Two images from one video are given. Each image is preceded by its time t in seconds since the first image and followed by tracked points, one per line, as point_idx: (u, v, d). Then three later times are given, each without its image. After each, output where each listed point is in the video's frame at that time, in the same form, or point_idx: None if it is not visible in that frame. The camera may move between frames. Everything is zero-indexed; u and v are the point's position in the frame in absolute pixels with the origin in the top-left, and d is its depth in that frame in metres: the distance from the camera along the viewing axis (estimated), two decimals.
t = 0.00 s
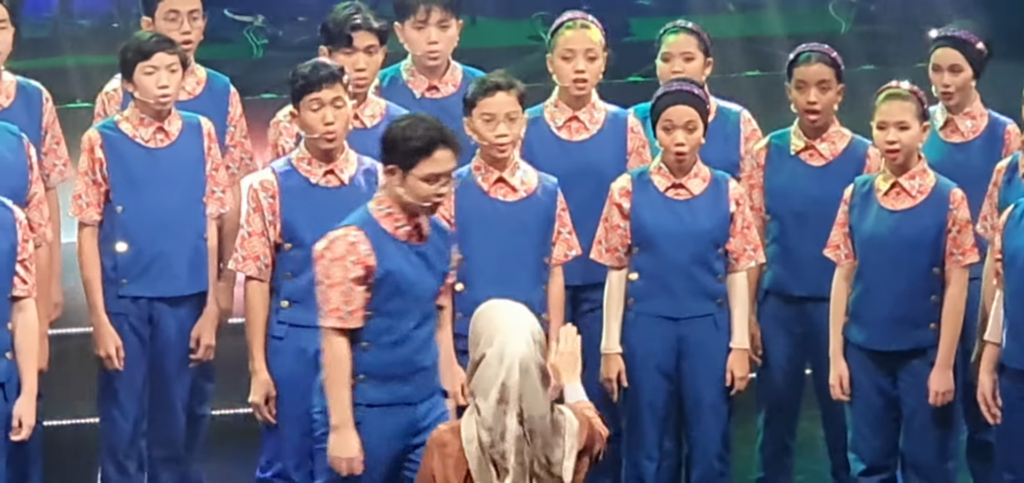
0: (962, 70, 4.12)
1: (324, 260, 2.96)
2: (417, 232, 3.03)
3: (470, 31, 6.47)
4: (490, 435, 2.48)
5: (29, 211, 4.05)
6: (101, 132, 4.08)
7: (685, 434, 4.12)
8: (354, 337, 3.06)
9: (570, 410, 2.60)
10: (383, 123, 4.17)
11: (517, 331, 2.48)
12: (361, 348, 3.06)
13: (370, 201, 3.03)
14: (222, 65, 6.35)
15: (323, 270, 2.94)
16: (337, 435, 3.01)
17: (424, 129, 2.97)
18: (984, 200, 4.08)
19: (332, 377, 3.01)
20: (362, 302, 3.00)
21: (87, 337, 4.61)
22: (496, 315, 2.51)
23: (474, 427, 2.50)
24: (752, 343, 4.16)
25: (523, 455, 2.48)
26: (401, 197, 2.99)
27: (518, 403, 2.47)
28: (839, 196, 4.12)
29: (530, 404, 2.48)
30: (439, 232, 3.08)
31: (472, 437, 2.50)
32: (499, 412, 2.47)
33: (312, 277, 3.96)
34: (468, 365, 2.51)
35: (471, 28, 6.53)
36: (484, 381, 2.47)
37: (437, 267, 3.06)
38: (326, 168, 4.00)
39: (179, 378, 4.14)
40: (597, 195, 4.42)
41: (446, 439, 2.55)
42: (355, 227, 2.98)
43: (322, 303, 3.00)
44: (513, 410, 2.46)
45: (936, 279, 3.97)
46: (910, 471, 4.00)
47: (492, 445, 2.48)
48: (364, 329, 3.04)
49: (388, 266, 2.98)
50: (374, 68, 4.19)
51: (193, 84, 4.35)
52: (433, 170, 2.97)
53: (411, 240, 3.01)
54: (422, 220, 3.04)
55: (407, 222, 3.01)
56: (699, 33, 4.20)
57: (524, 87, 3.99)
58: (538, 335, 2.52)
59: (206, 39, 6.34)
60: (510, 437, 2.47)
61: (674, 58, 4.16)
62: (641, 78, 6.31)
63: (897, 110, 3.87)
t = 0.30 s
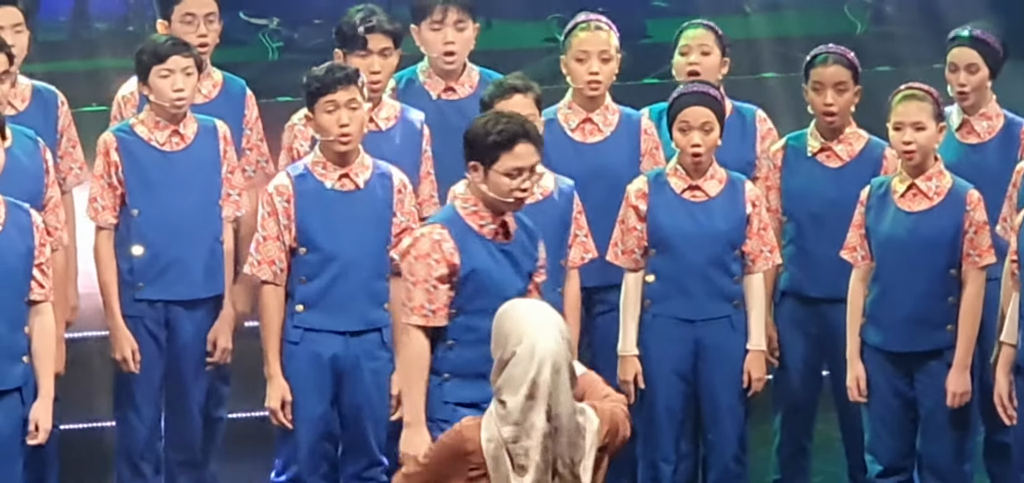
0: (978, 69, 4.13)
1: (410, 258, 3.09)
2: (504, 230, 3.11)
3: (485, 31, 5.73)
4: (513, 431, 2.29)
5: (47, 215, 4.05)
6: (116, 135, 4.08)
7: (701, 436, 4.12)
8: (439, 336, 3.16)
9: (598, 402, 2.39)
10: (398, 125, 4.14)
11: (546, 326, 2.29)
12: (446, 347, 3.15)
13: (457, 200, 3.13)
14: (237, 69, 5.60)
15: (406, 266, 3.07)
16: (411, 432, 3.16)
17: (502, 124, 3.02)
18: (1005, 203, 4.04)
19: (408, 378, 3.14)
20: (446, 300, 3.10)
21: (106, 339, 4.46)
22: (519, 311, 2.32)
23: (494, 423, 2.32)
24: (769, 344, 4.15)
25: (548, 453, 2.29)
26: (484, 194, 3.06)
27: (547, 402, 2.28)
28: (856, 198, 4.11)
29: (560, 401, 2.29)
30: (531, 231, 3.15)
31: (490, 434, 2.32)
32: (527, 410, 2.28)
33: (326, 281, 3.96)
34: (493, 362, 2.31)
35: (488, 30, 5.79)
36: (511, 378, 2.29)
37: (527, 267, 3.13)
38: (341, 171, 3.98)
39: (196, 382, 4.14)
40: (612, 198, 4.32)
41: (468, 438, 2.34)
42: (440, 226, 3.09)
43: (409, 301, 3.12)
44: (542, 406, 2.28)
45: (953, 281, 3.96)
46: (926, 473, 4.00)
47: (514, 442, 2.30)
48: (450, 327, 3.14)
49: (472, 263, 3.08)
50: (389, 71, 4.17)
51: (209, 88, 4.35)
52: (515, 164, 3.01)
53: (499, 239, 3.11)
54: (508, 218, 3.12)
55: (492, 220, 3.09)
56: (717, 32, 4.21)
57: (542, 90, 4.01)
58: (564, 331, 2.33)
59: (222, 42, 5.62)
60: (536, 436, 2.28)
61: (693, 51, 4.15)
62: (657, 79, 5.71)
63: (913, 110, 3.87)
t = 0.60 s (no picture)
0: (996, 79, 4.14)
1: (465, 274, 3.30)
2: (560, 244, 3.32)
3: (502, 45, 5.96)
4: (568, 435, 2.40)
5: (64, 229, 4.07)
6: (134, 150, 4.09)
7: (720, 448, 4.12)
8: (497, 353, 3.34)
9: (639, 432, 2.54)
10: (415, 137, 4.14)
11: (607, 338, 2.41)
12: (502, 362, 3.33)
13: (512, 216, 3.33)
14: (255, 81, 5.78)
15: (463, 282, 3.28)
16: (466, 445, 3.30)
17: (541, 134, 3.21)
18: None
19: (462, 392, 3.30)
20: (498, 316, 3.29)
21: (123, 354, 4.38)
22: (577, 321, 2.43)
23: (549, 427, 2.43)
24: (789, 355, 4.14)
25: (602, 461, 2.39)
26: (533, 206, 3.26)
27: (607, 410, 2.39)
28: (873, 207, 4.12)
29: (619, 411, 2.39)
30: (584, 245, 3.34)
31: (543, 438, 2.44)
32: (585, 415, 2.39)
33: (344, 294, 3.96)
34: (552, 367, 2.42)
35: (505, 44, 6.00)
36: (572, 384, 2.40)
37: (583, 281, 3.32)
38: (359, 183, 3.98)
39: (216, 397, 4.15)
40: (629, 210, 4.27)
41: (502, 441, 2.52)
42: (494, 242, 3.30)
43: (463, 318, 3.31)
44: (601, 413, 2.39)
45: (972, 291, 3.96)
46: None
47: (569, 445, 2.41)
48: (504, 343, 3.32)
49: (526, 278, 3.28)
50: (405, 84, 4.14)
51: (227, 100, 4.35)
52: (556, 170, 3.20)
53: (554, 253, 3.31)
54: (563, 232, 3.32)
55: (547, 234, 3.30)
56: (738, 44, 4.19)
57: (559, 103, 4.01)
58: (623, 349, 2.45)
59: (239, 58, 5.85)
60: (593, 441, 2.39)
61: (712, 67, 4.13)
62: (675, 91, 5.83)
63: (931, 120, 3.87)
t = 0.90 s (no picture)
0: (1008, 90, 4.15)
1: (498, 298, 3.33)
2: (593, 262, 3.34)
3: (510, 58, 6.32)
4: (599, 437, 2.42)
5: (73, 236, 4.07)
6: (145, 159, 4.09)
7: (730, 457, 4.11)
8: (537, 376, 3.36)
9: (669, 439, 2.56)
10: (426, 146, 4.15)
11: (640, 342, 2.44)
12: (543, 385, 3.35)
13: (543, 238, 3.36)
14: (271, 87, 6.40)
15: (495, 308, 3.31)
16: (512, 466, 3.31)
17: (567, 153, 3.22)
18: None
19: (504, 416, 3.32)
20: (532, 340, 3.32)
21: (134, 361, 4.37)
22: (611, 324, 2.46)
23: (580, 428, 2.44)
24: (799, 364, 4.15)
25: (632, 464, 2.41)
26: (564, 228, 3.29)
27: (638, 413, 2.41)
28: (884, 216, 4.12)
29: (650, 413, 2.41)
30: (618, 262, 3.36)
31: (573, 440, 2.45)
32: (616, 417, 2.40)
33: (356, 304, 3.97)
34: (584, 369, 2.44)
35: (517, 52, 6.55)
36: (603, 386, 2.41)
37: (619, 299, 3.33)
38: (371, 193, 4.00)
39: (227, 404, 4.15)
40: (641, 220, 4.24)
41: (531, 444, 2.54)
42: (525, 265, 3.32)
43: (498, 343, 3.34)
44: (632, 415, 2.40)
45: (984, 300, 3.96)
46: None
47: (599, 447, 2.42)
48: (541, 366, 3.35)
49: (559, 299, 3.30)
50: (416, 93, 4.14)
51: (238, 109, 4.35)
52: (583, 191, 3.20)
53: (587, 272, 3.33)
54: (596, 251, 3.34)
55: (579, 254, 3.32)
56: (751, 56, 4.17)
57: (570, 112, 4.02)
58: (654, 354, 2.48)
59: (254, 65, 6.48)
60: (624, 443, 2.41)
61: (724, 82, 4.12)
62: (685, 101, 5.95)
63: (944, 130, 3.87)
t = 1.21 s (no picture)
0: None
1: (533, 307, 3.30)
2: (631, 270, 3.30)
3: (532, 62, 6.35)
4: (636, 443, 2.36)
5: (89, 245, 4.06)
6: (162, 167, 4.09)
7: (749, 465, 4.11)
8: (574, 386, 3.36)
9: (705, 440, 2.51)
10: (444, 154, 4.15)
11: (676, 345, 2.37)
12: (580, 395, 3.34)
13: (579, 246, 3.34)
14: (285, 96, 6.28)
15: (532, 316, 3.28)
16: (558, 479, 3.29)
17: (600, 161, 3.22)
18: None
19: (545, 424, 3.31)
20: (569, 348, 3.29)
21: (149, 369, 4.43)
22: (648, 328, 2.40)
23: (616, 432, 2.39)
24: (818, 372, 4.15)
25: (670, 469, 2.36)
26: (599, 235, 3.27)
27: (675, 417, 2.35)
28: (902, 224, 4.12)
29: (687, 417, 2.35)
30: (657, 269, 3.32)
31: (610, 445, 2.40)
32: (653, 422, 2.34)
33: (374, 313, 3.98)
34: (620, 373, 2.39)
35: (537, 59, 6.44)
36: (639, 390, 2.35)
37: (658, 306, 3.29)
38: (388, 202, 4.01)
39: (246, 413, 4.15)
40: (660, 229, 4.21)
41: (569, 449, 2.49)
42: (561, 273, 3.30)
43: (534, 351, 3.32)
44: (669, 419, 2.34)
45: (1002, 309, 3.95)
46: None
47: (636, 453, 2.36)
48: (579, 375, 3.33)
49: (596, 307, 3.27)
50: (434, 101, 4.14)
51: (255, 117, 4.35)
52: (617, 198, 3.20)
53: (625, 280, 3.29)
54: (634, 259, 3.31)
55: (616, 262, 3.29)
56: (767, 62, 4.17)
57: (589, 120, 4.02)
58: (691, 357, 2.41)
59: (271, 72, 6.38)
60: (662, 448, 2.35)
61: (742, 88, 4.12)
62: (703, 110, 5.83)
63: (963, 138, 3.87)
